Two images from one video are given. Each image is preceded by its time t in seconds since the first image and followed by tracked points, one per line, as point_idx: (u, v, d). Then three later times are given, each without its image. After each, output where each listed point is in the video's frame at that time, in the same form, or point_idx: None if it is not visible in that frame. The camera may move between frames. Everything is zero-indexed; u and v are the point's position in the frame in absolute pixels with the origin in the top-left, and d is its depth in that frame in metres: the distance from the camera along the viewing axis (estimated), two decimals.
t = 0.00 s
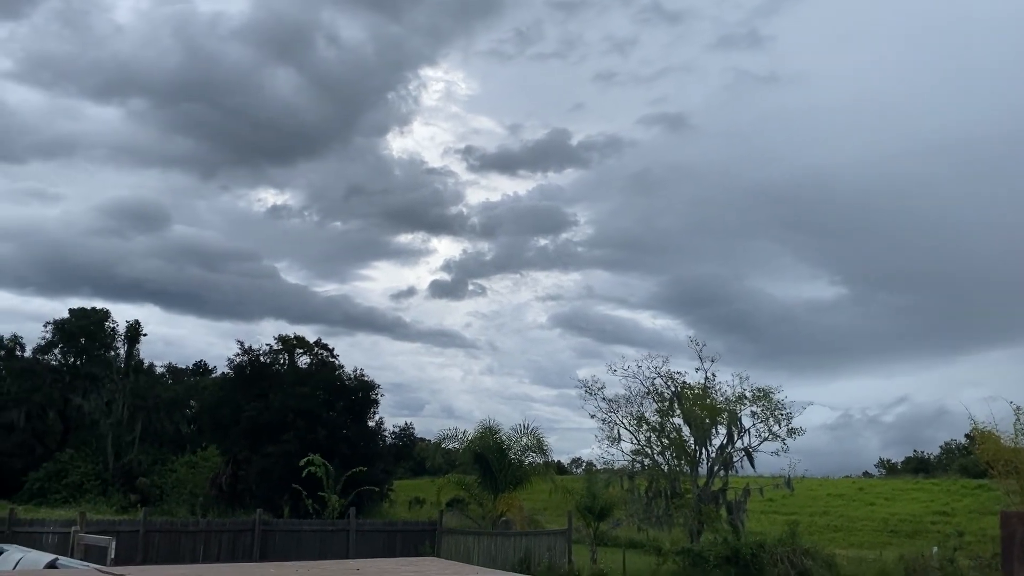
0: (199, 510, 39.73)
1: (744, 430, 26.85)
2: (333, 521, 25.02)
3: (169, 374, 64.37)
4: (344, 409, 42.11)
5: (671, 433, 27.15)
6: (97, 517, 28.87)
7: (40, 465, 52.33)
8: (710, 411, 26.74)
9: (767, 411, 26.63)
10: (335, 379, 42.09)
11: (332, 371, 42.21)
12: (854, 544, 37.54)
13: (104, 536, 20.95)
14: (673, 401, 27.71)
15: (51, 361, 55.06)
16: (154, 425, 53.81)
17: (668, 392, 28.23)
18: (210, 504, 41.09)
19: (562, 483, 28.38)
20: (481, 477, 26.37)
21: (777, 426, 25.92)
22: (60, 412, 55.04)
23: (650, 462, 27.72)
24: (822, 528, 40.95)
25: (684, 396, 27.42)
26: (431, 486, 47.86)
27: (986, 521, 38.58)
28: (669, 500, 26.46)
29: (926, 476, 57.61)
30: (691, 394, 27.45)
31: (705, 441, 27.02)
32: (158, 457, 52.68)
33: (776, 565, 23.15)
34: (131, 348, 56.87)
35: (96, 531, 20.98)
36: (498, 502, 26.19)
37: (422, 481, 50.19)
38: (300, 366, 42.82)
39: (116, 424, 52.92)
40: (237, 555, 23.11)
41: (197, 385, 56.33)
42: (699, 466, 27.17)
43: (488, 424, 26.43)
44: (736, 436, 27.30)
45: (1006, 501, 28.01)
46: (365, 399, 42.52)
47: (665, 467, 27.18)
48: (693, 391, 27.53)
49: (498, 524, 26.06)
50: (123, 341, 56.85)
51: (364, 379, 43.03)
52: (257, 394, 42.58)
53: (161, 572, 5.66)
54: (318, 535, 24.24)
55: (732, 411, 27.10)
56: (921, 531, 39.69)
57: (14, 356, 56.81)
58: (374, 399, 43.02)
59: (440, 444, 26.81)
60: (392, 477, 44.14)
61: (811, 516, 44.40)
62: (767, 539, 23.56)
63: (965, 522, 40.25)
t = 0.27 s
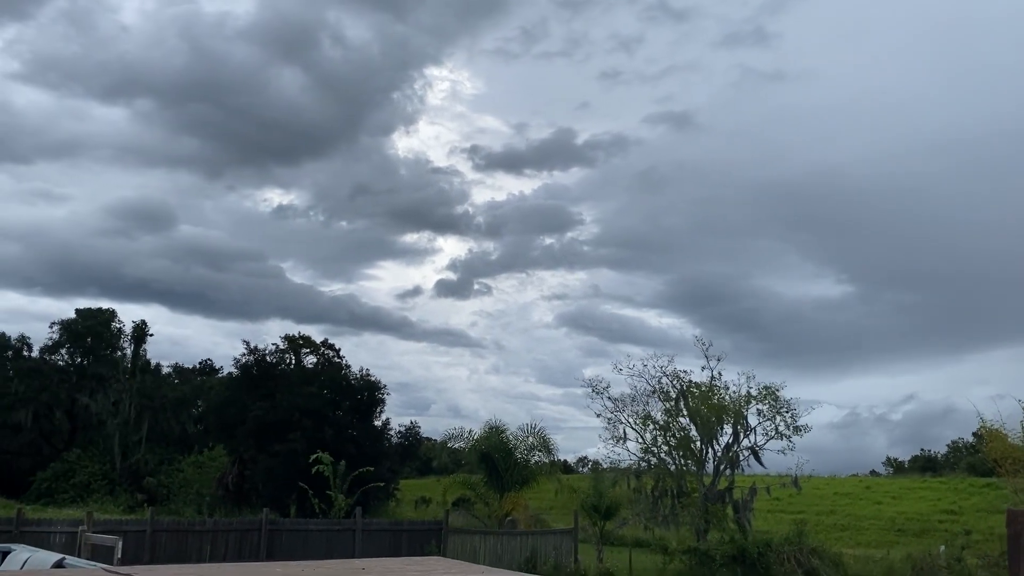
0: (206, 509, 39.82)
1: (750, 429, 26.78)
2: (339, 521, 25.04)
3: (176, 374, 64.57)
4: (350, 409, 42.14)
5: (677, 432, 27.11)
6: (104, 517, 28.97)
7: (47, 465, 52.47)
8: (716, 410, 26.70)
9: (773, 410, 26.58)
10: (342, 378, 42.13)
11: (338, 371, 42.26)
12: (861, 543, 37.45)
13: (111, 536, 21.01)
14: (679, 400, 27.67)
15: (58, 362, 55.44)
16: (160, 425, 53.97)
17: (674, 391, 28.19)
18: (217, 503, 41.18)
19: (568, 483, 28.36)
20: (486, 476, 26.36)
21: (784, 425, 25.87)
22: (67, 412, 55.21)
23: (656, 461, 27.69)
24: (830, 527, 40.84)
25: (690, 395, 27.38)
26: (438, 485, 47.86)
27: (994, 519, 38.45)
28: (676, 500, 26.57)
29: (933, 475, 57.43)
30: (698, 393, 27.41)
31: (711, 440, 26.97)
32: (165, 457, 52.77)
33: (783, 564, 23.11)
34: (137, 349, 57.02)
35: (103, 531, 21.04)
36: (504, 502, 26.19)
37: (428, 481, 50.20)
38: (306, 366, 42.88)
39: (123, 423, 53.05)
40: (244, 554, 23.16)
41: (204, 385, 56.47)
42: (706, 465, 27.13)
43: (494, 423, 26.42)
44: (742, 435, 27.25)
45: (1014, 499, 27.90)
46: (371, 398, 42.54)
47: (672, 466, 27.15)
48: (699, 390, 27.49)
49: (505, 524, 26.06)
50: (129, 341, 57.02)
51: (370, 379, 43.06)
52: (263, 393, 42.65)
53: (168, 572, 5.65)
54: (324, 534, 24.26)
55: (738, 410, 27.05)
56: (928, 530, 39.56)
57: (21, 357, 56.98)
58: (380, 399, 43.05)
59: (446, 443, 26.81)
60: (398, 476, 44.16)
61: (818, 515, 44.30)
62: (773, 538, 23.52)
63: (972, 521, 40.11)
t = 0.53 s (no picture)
0: (213, 510, 39.91)
1: (758, 428, 26.70)
2: (347, 521, 25.06)
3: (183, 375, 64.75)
4: (358, 409, 42.17)
5: (684, 432, 27.07)
6: (113, 518, 29.08)
7: (55, 466, 52.64)
8: (723, 410, 26.60)
9: (781, 409, 26.50)
10: (349, 379, 42.18)
11: (346, 371, 42.31)
12: (870, 542, 37.35)
13: (119, 537, 21.06)
14: (686, 400, 27.60)
15: (66, 363, 55.61)
16: (168, 426, 54.14)
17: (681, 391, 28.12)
18: (224, 504, 41.27)
19: (575, 483, 28.34)
20: (493, 476, 26.36)
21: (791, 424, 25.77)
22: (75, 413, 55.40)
23: (663, 460, 27.66)
24: (837, 526, 40.74)
25: (698, 395, 27.32)
26: (445, 485, 47.88)
27: (1003, 518, 38.28)
28: (683, 499, 26.25)
29: (942, 474, 57.22)
30: (705, 392, 27.35)
31: (718, 440, 26.91)
32: (172, 457, 52.89)
33: (790, 563, 23.06)
34: (145, 350, 57.17)
35: (112, 532, 21.09)
36: (511, 502, 26.19)
37: (435, 481, 50.23)
38: (313, 366, 42.95)
39: (130, 424, 53.20)
40: (252, 555, 23.20)
41: (211, 386, 56.60)
42: (713, 465, 27.06)
43: (501, 423, 26.42)
44: (750, 434, 27.16)
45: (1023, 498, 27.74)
46: (378, 399, 42.56)
47: (679, 467, 27.10)
48: (707, 390, 27.41)
49: (511, 524, 26.06)
50: (137, 342, 57.19)
51: (377, 379, 43.08)
52: (270, 394, 42.71)
53: (178, 573, 5.65)
54: (332, 535, 24.29)
55: (745, 410, 26.96)
56: (937, 529, 39.42)
57: (29, 358, 57.18)
58: (387, 399, 43.07)
59: (454, 443, 26.81)
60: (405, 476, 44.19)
61: (826, 514, 44.20)
62: (781, 537, 23.45)
63: (981, 519, 39.96)
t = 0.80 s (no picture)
0: (223, 511, 40.02)
1: (767, 428, 26.65)
2: (356, 521, 25.10)
3: (191, 377, 64.94)
4: (366, 410, 42.24)
5: (693, 432, 27.02)
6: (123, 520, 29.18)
7: (65, 468, 52.85)
8: (732, 409, 26.53)
9: (790, 408, 26.44)
10: (357, 379, 42.25)
11: (354, 372, 42.38)
12: (880, 541, 37.25)
13: (130, 538, 21.11)
14: (694, 399, 27.55)
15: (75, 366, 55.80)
16: (176, 428, 54.32)
17: (690, 391, 28.06)
18: (234, 505, 41.39)
19: (584, 483, 28.33)
20: (502, 477, 26.36)
21: (801, 424, 25.72)
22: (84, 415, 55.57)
23: (672, 460, 27.61)
24: (847, 525, 40.64)
25: (707, 394, 27.27)
26: (453, 485, 47.93)
27: (1014, 517, 38.12)
28: (693, 499, 26.16)
29: (951, 472, 56.99)
30: (714, 392, 27.29)
31: (727, 440, 26.86)
32: (182, 459, 53.04)
33: (800, 562, 23.00)
34: (154, 352, 57.36)
35: (122, 533, 21.16)
36: (520, 502, 26.20)
37: (444, 481, 50.27)
38: (321, 367, 43.04)
39: (140, 426, 53.37)
40: (261, 556, 23.25)
41: (219, 388, 56.71)
42: (722, 464, 27.01)
43: (509, 423, 26.42)
44: (759, 433, 27.09)
45: None
46: (386, 399, 42.61)
47: (688, 466, 27.05)
48: (715, 389, 27.36)
49: (520, 524, 26.07)
50: (145, 344, 57.38)
51: (385, 380, 43.14)
52: (279, 395, 42.81)
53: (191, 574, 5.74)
54: (341, 535, 24.33)
55: (754, 409, 26.91)
56: (947, 528, 39.30)
57: (39, 361, 57.39)
58: (395, 400, 43.13)
59: (462, 444, 26.83)
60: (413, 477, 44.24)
61: (835, 513, 44.09)
62: (791, 537, 23.40)
63: (991, 518, 39.81)
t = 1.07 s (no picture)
0: (233, 513, 40.14)
1: (777, 427, 26.59)
2: (366, 522, 25.14)
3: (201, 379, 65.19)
4: (375, 411, 42.31)
5: (702, 431, 26.96)
6: (135, 522, 29.29)
7: (77, 470, 53.11)
8: (742, 409, 26.46)
9: (800, 407, 26.37)
10: (366, 381, 42.32)
11: (363, 373, 42.45)
12: (891, 540, 37.11)
13: (141, 540, 21.19)
14: (704, 399, 27.50)
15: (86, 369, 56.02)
16: (187, 430, 54.47)
17: (699, 390, 28.00)
18: (244, 506, 41.51)
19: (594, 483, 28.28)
20: (511, 477, 26.37)
21: (811, 422, 25.65)
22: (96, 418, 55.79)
23: (682, 460, 27.56)
24: (858, 524, 40.50)
25: (716, 394, 27.22)
26: (463, 486, 47.98)
27: None
28: (703, 498, 26.08)
29: (963, 471, 56.72)
30: (723, 391, 27.23)
31: (737, 439, 26.80)
32: (192, 461, 53.22)
33: (811, 561, 22.94)
34: (164, 354, 57.58)
35: (133, 535, 21.23)
36: (530, 502, 26.19)
37: (453, 482, 50.31)
38: (330, 369, 43.12)
39: (150, 428, 53.59)
40: (272, 557, 23.30)
41: (229, 390, 56.86)
42: (732, 463, 26.95)
43: (519, 424, 26.42)
44: (769, 433, 27.02)
45: None
46: (395, 401, 42.67)
47: (698, 466, 27.00)
48: (725, 389, 27.30)
49: (530, 524, 26.07)
50: (155, 347, 57.60)
51: (394, 381, 43.19)
52: (289, 397, 42.91)
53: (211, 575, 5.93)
54: (351, 536, 24.38)
55: (764, 408, 26.84)
56: (959, 526, 39.12)
57: (50, 364, 57.65)
58: (404, 401, 43.18)
59: (471, 444, 26.84)
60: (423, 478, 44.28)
61: (846, 512, 43.94)
62: (802, 536, 23.33)
63: (1004, 517, 39.61)
